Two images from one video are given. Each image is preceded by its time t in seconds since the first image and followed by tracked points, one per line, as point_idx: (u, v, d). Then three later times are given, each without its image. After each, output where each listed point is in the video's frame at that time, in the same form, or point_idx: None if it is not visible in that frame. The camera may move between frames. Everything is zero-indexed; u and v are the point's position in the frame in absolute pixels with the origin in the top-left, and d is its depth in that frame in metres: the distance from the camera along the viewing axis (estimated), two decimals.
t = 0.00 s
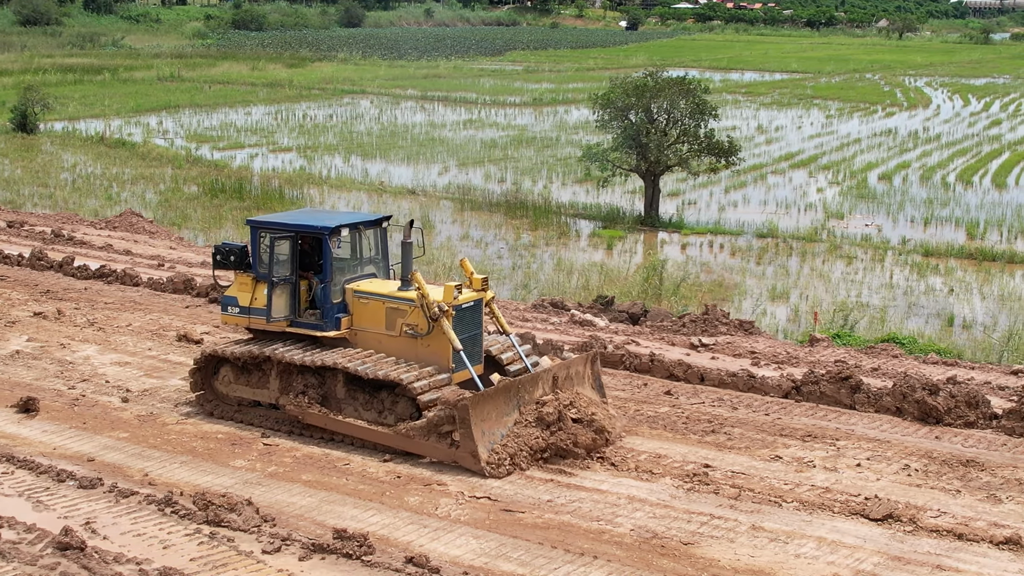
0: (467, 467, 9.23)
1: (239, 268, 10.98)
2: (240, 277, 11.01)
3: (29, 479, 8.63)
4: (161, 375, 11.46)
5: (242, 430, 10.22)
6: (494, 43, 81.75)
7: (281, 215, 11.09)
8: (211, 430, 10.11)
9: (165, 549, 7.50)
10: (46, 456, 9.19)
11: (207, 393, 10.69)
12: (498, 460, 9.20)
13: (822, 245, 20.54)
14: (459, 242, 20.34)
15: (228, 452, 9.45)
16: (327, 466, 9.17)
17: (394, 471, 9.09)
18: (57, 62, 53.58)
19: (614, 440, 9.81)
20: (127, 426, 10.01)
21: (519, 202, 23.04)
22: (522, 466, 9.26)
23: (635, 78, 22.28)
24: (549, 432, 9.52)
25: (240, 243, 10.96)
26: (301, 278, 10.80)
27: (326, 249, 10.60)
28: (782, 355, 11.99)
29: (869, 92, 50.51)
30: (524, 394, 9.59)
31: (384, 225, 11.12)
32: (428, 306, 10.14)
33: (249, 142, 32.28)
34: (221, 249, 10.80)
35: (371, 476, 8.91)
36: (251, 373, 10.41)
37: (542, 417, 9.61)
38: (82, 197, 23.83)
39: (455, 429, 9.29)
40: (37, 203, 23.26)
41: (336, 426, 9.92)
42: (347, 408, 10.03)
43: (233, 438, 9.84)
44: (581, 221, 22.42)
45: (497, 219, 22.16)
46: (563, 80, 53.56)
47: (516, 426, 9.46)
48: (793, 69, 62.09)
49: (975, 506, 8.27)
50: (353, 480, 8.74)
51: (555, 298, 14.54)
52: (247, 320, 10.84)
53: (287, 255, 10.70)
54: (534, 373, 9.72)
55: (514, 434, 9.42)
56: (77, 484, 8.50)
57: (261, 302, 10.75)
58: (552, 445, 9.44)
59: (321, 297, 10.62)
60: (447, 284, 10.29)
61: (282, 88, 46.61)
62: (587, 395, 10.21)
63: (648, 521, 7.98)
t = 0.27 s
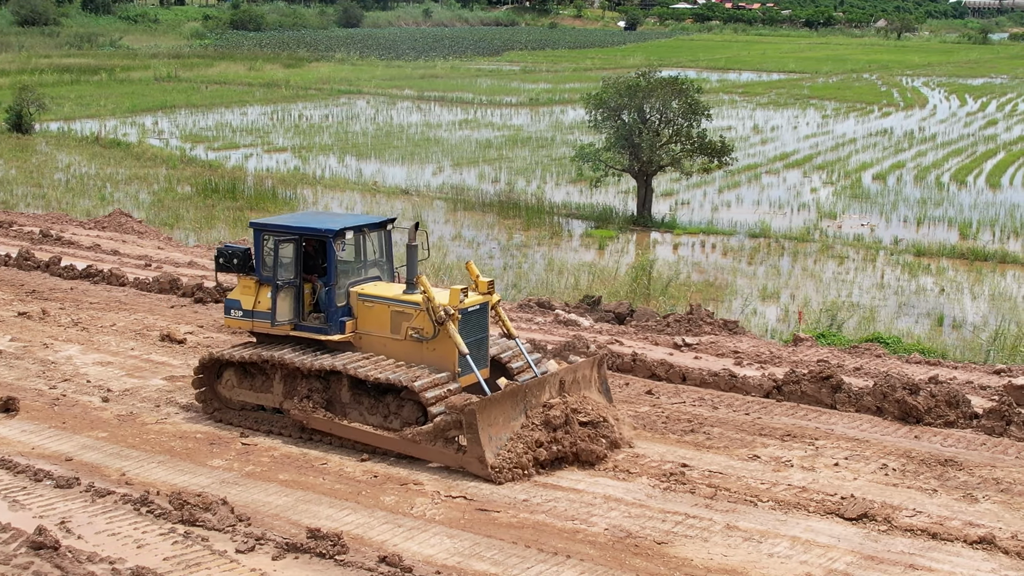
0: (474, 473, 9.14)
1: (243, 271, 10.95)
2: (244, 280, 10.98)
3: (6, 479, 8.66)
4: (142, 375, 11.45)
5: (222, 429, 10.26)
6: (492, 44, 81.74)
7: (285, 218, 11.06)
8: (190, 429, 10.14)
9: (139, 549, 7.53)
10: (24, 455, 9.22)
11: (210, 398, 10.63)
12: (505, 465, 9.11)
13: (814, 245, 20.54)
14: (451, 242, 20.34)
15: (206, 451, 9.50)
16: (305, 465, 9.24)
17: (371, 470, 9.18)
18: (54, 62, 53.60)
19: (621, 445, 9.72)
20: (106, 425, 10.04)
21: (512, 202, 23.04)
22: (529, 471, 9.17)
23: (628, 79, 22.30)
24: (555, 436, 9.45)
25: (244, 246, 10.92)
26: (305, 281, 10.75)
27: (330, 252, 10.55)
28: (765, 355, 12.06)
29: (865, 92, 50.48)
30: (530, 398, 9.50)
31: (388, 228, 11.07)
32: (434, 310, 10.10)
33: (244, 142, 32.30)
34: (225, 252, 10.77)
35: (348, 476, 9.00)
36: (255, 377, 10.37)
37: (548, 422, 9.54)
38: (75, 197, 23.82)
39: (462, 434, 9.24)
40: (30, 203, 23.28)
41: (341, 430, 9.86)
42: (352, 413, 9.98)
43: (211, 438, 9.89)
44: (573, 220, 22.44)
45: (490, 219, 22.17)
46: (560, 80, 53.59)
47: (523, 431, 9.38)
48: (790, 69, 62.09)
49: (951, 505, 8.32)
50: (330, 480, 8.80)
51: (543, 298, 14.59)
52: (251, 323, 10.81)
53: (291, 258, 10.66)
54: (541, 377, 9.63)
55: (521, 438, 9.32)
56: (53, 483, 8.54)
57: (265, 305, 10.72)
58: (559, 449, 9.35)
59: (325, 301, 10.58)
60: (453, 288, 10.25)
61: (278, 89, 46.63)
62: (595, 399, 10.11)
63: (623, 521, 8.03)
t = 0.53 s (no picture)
0: (486, 479, 9.03)
1: (251, 273, 10.95)
2: (252, 283, 10.98)
3: None
4: (127, 375, 11.45)
5: (207, 428, 10.26)
6: (491, 44, 81.75)
7: (293, 221, 11.06)
8: (173, 429, 10.14)
9: (118, 548, 7.55)
10: (6, 455, 9.25)
11: (217, 402, 10.56)
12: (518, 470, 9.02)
13: (808, 245, 20.55)
14: (445, 242, 20.34)
15: (188, 451, 9.53)
16: (287, 465, 9.28)
17: (353, 470, 9.20)
18: (52, 62, 53.62)
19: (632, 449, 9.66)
20: (89, 424, 10.05)
21: (506, 202, 23.05)
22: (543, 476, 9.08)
23: (622, 79, 22.31)
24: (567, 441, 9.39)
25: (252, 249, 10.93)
26: (313, 284, 10.75)
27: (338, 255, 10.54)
28: (751, 355, 12.13)
29: (863, 93, 50.44)
30: (542, 402, 9.47)
31: (397, 231, 11.05)
32: (445, 313, 10.11)
33: (240, 142, 32.32)
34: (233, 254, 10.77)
35: (329, 476, 9.02)
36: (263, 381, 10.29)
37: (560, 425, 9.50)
38: (70, 197, 23.82)
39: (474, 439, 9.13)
40: (24, 203, 23.30)
41: (351, 435, 9.79)
42: (361, 416, 9.92)
43: (193, 438, 9.90)
44: (567, 220, 22.46)
45: (484, 220, 22.19)
46: (558, 80, 53.62)
47: (535, 435, 9.33)
48: (789, 69, 62.11)
49: (930, 505, 8.37)
50: (311, 479, 8.84)
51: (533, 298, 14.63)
52: (259, 327, 10.81)
53: (299, 261, 10.66)
54: (552, 381, 9.59)
55: (533, 442, 9.27)
56: (34, 483, 8.56)
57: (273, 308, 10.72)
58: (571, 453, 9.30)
59: (333, 304, 10.58)
60: (463, 291, 10.27)
61: (276, 89, 46.65)
62: (606, 403, 10.10)
63: (602, 520, 8.09)
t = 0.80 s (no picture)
0: (502, 485, 8.94)
1: (261, 277, 10.87)
2: (262, 287, 10.90)
3: None
4: (115, 374, 11.46)
5: (194, 428, 10.27)
6: (490, 44, 81.77)
7: (304, 224, 10.98)
8: (160, 428, 10.15)
9: (101, 548, 7.60)
10: None
11: (229, 408, 10.50)
12: (534, 476, 8.91)
13: (802, 245, 20.57)
14: (439, 242, 20.35)
15: (174, 451, 9.55)
16: (272, 465, 9.31)
17: (338, 470, 9.23)
18: (51, 62, 53.67)
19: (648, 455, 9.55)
20: (76, 424, 10.07)
21: (502, 202, 23.07)
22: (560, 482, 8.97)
23: (617, 79, 22.33)
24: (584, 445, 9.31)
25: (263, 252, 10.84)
26: (325, 287, 10.67)
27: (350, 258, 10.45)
28: (739, 355, 12.17)
29: (861, 93, 50.39)
30: (557, 407, 9.38)
31: (409, 234, 10.98)
32: (459, 318, 10.05)
33: (237, 142, 32.34)
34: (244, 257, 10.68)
35: (314, 476, 9.05)
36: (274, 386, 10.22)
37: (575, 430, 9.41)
38: (66, 198, 23.82)
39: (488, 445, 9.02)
40: (20, 203, 23.33)
41: (364, 441, 9.68)
42: (374, 422, 9.79)
43: (179, 437, 9.91)
44: (562, 220, 22.47)
45: (479, 219, 22.20)
46: (556, 80, 53.65)
47: (550, 441, 9.25)
48: (787, 69, 62.15)
49: (914, 505, 8.42)
50: (295, 479, 8.88)
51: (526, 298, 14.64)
52: (270, 331, 10.74)
53: (310, 264, 10.58)
54: (567, 386, 9.50)
55: (549, 448, 9.19)
56: (19, 483, 8.60)
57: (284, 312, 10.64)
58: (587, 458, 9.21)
59: (346, 308, 10.50)
60: (477, 296, 10.21)
61: (273, 89, 46.66)
62: (619, 408, 10.02)
63: (585, 520, 8.15)
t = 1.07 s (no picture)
0: (521, 489, 8.87)
1: (274, 280, 10.81)
2: (276, 290, 10.83)
3: None
4: (105, 375, 11.47)
5: (183, 427, 10.28)
6: (489, 44, 81.79)
7: (317, 226, 10.90)
8: (148, 427, 10.16)
9: (86, 548, 7.62)
10: None
11: (241, 413, 10.43)
12: (551, 481, 8.83)
13: (798, 245, 20.59)
14: (435, 242, 20.37)
15: (161, 451, 9.56)
16: (259, 465, 9.32)
17: (324, 470, 9.25)
18: (50, 62, 53.70)
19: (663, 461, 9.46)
20: (64, 424, 10.09)
21: (498, 202, 23.07)
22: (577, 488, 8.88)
23: (613, 79, 22.33)
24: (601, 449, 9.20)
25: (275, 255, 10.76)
26: (339, 290, 10.61)
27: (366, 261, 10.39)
28: (730, 355, 12.23)
29: (859, 93, 50.33)
30: (576, 411, 9.24)
31: (423, 237, 10.93)
32: (476, 322, 10.01)
33: (235, 142, 32.36)
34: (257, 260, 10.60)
35: (301, 476, 9.07)
36: (288, 390, 10.16)
37: (593, 435, 9.26)
38: (62, 198, 23.82)
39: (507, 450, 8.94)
40: (16, 203, 23.36)
41: (380, 445, 9.63)
42: (391, 426, 9.76)
43: (167, 437, 9.92)
44: (557, 220, 22.49)
45: (476, 219, 22.22)
46: (555, 80, 53.67)
47: (568, 446, 9.11)
48: (785, 69, 62.21)
49: (900, 505, 8.45)
50: (283, 479, 8.90)
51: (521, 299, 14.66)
52: (284, 334, 10.67)
53: (325, 267, 10.51)
54: (587, 390, 9.37)
55: (566, 452, 9.06)
56: (5, 483, 8.62)
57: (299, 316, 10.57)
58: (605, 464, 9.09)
59: (361, 311, 10.44)
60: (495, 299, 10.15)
61: (272, 89, 46.67)
62: (638, 412, 9.83)
63: (571, 520, 8.18)
